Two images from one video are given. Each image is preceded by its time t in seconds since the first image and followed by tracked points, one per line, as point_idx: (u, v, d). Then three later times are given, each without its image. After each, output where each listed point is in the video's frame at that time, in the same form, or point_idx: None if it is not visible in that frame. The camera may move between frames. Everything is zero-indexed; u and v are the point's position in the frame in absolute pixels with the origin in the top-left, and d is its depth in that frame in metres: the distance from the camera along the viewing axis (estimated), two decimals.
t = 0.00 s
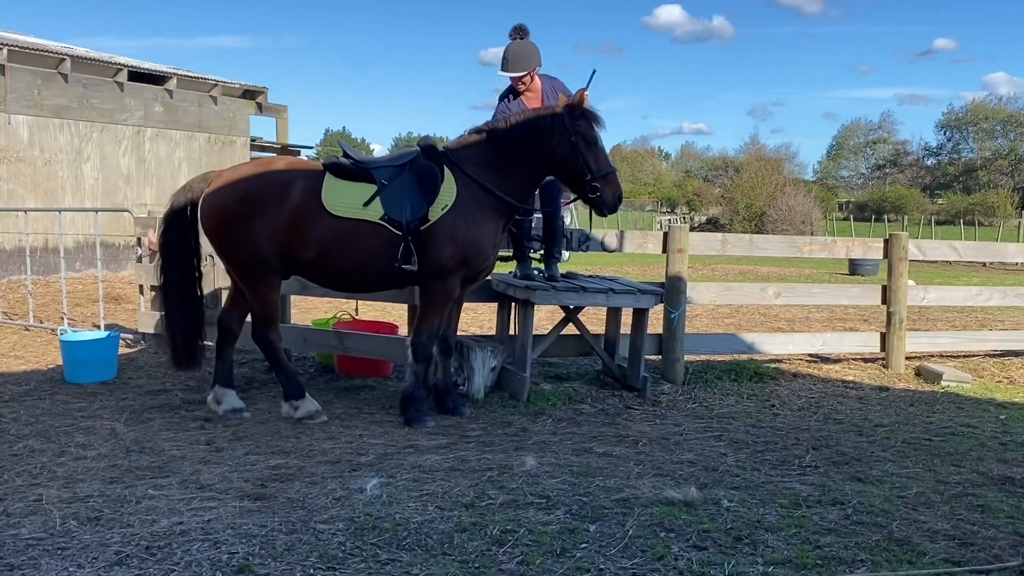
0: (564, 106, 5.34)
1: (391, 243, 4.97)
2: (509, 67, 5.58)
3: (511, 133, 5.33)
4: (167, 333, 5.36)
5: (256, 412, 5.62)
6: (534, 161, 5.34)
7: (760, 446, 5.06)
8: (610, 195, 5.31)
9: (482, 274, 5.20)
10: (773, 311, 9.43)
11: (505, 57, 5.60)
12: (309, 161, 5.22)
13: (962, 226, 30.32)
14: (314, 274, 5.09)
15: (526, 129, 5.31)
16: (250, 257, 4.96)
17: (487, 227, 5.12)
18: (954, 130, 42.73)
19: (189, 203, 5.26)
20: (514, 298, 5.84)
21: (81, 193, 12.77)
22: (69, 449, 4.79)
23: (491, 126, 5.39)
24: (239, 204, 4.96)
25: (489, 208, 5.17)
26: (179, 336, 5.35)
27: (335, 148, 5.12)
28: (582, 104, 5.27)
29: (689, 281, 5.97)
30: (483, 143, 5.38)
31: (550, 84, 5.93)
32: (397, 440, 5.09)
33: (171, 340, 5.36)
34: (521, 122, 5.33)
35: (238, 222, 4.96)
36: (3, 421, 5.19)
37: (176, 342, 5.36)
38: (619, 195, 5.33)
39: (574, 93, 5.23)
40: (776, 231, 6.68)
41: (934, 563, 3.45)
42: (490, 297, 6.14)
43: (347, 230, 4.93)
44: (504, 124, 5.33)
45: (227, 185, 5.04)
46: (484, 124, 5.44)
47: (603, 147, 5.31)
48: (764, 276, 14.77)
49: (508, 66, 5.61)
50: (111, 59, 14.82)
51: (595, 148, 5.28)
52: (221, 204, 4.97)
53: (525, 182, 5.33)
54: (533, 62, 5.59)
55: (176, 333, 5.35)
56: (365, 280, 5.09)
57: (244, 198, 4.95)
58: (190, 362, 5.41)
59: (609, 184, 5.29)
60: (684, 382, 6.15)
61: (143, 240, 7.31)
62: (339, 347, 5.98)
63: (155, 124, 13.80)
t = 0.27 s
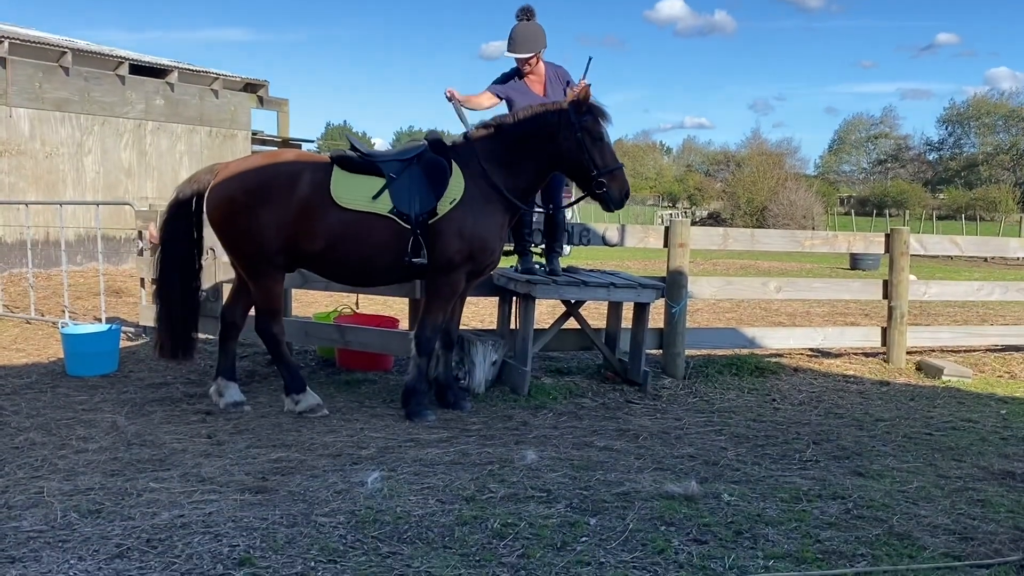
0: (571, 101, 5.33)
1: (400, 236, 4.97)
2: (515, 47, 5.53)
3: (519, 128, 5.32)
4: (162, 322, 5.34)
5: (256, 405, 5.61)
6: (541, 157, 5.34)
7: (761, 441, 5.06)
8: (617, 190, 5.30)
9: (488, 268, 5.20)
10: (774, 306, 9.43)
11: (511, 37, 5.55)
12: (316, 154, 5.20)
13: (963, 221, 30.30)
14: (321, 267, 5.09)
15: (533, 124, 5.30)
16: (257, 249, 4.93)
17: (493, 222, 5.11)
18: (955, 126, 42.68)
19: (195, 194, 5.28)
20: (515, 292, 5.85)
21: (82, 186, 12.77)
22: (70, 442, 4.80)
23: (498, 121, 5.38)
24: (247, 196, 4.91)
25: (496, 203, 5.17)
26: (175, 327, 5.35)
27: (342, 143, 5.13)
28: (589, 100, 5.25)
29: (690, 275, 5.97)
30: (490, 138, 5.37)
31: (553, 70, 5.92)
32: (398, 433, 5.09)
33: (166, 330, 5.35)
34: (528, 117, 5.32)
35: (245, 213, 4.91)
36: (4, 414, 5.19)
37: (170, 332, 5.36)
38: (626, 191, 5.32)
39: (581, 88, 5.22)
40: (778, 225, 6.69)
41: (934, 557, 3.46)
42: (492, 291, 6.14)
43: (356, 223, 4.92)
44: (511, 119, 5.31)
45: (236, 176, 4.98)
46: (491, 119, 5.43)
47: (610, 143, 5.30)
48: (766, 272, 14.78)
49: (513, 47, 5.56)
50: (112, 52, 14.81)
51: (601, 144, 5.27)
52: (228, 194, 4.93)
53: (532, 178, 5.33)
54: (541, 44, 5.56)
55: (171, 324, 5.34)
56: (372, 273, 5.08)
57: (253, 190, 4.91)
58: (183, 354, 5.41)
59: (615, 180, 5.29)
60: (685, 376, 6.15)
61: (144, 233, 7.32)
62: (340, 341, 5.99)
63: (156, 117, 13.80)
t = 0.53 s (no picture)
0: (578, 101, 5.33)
1: (406, 234, 4.98)
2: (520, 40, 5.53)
3: (525, 127, 5.32)
4: (160, 318, 5.33)
5: (256, 403, 5.61)
6: (547, 156, 5.34)
7: (762, 439, 5.06)
8: (622, 190, 5.32)
9: (492, 267, 5.20)
10: (775, 304, 9.43)
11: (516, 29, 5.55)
12: (321, 151, 5.20)
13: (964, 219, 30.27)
14: (325, 264, 5.08)
15: (540, 123, 5.31)
16: (261, 246, 4.92)
17: (498, 220, 5.11)
18: (957, 124, 42.65)
19: (200, 190, 5.26)
20: (516, 290, 5.85)
21: (83, 184, 12.77)
22: (72, 439, 4.80)
23: (504, 120, 5.37)
24: (252, 192, 4.91)
25: (501, 201, 5.17)
26: (172, 325, 5.34)
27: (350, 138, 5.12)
28: (596, 100, 5.27)
29: (691, 273, 5.97)
30: (496, 136, 5.36)
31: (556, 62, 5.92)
32: (399, 430, 5.09)
33: (163, 326, 5.33)
34: (535, 116, 5.32)
35: (250, 210, 4.91)
36: (6, 411, 5.20)
37: (167, 329, 5.34)
38: (632, 191, 5.33)
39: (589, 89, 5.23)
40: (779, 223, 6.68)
41: (935, 555, 3.45)
42: (493, 289, 6.14)
43: (361, 221, 4.93)
44: (518, 118, 5.31)
45: (241, 172, 4.98)
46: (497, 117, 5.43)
47: (616, 143, 5.32)
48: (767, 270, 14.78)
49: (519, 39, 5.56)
50: (113, 50, 14.81)
51: (608, 144, 5.29)
52: (234, 191, 4.93)
53: (538, 176, 5.33)
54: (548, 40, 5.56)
55: (170, 321, 5.34)
56: (376, 271, 5.08)
57: (259, 186, 4.91)
58: (179, 352, 5.39)
59: (621, 180, 5.31)
60: (686, 374, 6.15)
61: (145, 231, 7.32)
62: (341, 338, 5.99)
63: (157, 115, 13.79)
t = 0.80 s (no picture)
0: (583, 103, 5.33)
1: (409, 235, 4.97)
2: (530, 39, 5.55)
3: (529, 129, 5.32)
4: (167, 318, 5.33)
5: (257, 403, 5.61)
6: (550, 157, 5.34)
7: (762, 439, 5.06)
8: (626, 192, 5.30)
9: (494, 268, 5.20)
10: (776, 304, 9.43)
11: (528, 27, 5.57)
12: (325, 151, 5.20)
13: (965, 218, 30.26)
14: (328, 264, 5.08)
15: (544, 125, 5.31)
16: (264, 246, 4.93)
17: (501, 221, 5.11)
18: (958, 124, 42.63)
19: (203, 190, 5.27)
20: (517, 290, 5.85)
21: (84, 184, 12.78)
22: (73, 439, 4.81)
23: (509, 121, 5.38)
24: (255, 193, 4.92)
25: (505, 202, 5.17)
26: (180, 324, 5.33)
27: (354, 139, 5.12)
28: (600, 102, 5.25)
29: (692, 274, 5.97)
30: (500, 137, 5.37)
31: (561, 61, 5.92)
32: (400, 431, 5.09)
33: (170, 326, 5.32)
34: (539, 118, 5.32)
35: (254, 210, 4.92)
36: (7, 412, 5.20)
37: (174, 329, 5.33)
38: (635, 193, 5.31)
39: (593, 90, 5.22)
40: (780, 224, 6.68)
41: (935, 556, 3.46)
42: (494, 289, 6.14)
43: (365, 221, 4.93)
44: (522, 119, 5.31)
45: (245, 173, 4.98)
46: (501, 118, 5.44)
47: (620, 145, 5.30)
48: (768, 270, 14.78)
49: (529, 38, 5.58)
50: (114, 50, 14.82)
51: (612, 146, 5.28)
52: (237, 191, 4.93)
53: (542, 178, 5.33)
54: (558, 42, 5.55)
55: (174, 322, 5.33)
56: (379, 271, 5.08)
57: (262, 187, 4.91)
58: (184, 352, 5.37)
59: (625, 182, 5.28)
60: (687, 375, 6.15)
61: (147, 231, 7.33)
62: (342, 338, 6.00)
63: (159, 115, 13.80)
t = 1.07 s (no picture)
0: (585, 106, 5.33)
1: (412, 237, 4.97)
2: (535, 36, 5.55)
3: (531, 131, 5.33)
4: (180, 322, 5.34)
5: (258, 405, 5.61)
6: (552, 160, 5.34)
7: (763, 442, 5.06)
8: (628, 195, 5.29)
9: (496, 270, 5.20)
10: (776, 306, 9.43)
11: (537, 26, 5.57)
12: (328, 153, 5.20)
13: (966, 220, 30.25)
14: (331, 266, 5.09)
15: (546, 127, 5.31)
16: (267, 249, 4.93)
17: (502, 223, 5.11)
18: (959, 126, 42.62)
19: (205, 193, 5.28)
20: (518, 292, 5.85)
21: (85, 186, 12.79)
22: (74, 441, 4.81)
23: (511, 123, 5.38)
24: (257, 195, 4.92)
25: (507, 205, 5.17)
26: (193, 326, 5.35)
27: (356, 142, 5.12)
28: (602, 105, 5.25)
29: (693, 276, 5.97)
30: (502, 140, 5.38)
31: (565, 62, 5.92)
32: (401, 433, 5.09)
33: (183, 329, 5.34)
34: (541, 120, 5.33)
35: (256, 212, 4.92)
36: (8, 414, 5.20)
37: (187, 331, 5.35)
38: (637, 196, 5.30)
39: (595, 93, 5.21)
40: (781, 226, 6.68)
41: (936, 558, 3.45)
42: (495, 291, 6.14)
43: (367, 223, 4.93)
44: (524, 121, 5.32)
45: (247, 175, 4.99)
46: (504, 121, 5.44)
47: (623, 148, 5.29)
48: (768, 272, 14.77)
49: (535, 36, 5.58)
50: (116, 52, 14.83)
51: (614, 149, 5.27)
52: (239, 193, 4.94)
53: (544, 180, 5.33)
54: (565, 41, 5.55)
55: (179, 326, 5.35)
56: (381, 273, 5.08)
57: (265, 189, 4.92)
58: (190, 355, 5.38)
59: (627, 185, 5.27)
60: (688, 377, 6.15)
61: (148, 233, 7.33)
62: (343, 340, 6.00)
63: (160, 117, 13.82)
